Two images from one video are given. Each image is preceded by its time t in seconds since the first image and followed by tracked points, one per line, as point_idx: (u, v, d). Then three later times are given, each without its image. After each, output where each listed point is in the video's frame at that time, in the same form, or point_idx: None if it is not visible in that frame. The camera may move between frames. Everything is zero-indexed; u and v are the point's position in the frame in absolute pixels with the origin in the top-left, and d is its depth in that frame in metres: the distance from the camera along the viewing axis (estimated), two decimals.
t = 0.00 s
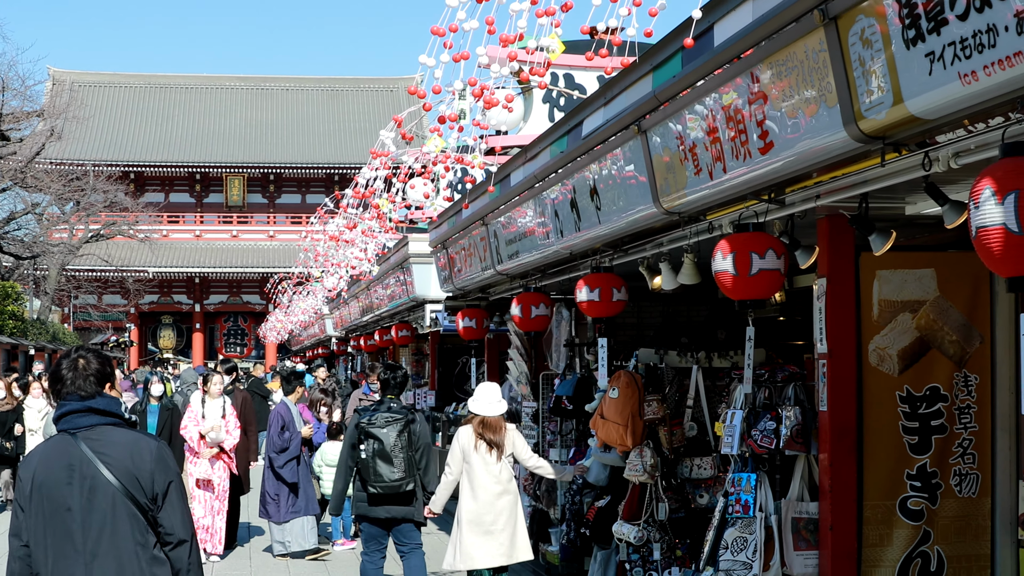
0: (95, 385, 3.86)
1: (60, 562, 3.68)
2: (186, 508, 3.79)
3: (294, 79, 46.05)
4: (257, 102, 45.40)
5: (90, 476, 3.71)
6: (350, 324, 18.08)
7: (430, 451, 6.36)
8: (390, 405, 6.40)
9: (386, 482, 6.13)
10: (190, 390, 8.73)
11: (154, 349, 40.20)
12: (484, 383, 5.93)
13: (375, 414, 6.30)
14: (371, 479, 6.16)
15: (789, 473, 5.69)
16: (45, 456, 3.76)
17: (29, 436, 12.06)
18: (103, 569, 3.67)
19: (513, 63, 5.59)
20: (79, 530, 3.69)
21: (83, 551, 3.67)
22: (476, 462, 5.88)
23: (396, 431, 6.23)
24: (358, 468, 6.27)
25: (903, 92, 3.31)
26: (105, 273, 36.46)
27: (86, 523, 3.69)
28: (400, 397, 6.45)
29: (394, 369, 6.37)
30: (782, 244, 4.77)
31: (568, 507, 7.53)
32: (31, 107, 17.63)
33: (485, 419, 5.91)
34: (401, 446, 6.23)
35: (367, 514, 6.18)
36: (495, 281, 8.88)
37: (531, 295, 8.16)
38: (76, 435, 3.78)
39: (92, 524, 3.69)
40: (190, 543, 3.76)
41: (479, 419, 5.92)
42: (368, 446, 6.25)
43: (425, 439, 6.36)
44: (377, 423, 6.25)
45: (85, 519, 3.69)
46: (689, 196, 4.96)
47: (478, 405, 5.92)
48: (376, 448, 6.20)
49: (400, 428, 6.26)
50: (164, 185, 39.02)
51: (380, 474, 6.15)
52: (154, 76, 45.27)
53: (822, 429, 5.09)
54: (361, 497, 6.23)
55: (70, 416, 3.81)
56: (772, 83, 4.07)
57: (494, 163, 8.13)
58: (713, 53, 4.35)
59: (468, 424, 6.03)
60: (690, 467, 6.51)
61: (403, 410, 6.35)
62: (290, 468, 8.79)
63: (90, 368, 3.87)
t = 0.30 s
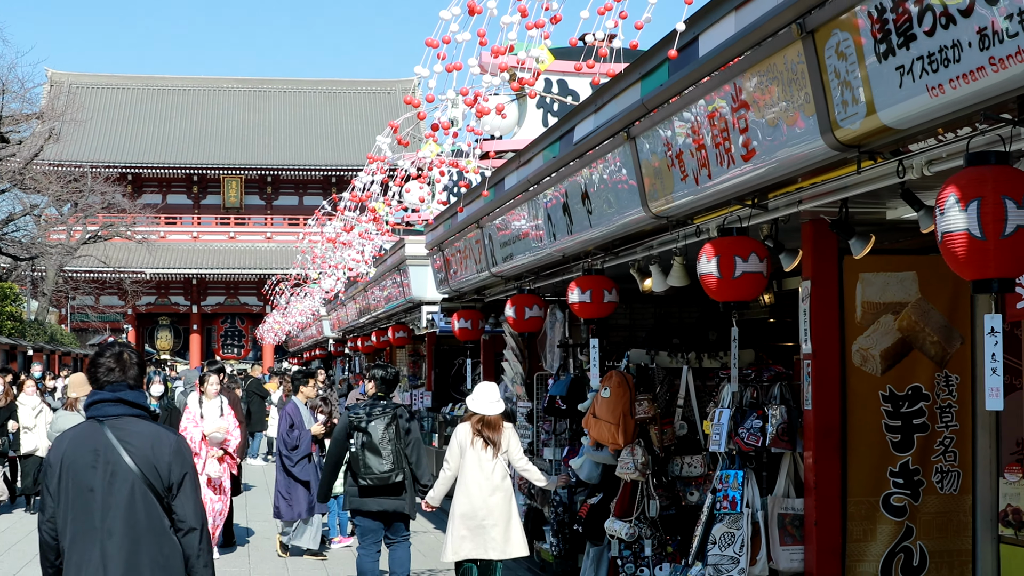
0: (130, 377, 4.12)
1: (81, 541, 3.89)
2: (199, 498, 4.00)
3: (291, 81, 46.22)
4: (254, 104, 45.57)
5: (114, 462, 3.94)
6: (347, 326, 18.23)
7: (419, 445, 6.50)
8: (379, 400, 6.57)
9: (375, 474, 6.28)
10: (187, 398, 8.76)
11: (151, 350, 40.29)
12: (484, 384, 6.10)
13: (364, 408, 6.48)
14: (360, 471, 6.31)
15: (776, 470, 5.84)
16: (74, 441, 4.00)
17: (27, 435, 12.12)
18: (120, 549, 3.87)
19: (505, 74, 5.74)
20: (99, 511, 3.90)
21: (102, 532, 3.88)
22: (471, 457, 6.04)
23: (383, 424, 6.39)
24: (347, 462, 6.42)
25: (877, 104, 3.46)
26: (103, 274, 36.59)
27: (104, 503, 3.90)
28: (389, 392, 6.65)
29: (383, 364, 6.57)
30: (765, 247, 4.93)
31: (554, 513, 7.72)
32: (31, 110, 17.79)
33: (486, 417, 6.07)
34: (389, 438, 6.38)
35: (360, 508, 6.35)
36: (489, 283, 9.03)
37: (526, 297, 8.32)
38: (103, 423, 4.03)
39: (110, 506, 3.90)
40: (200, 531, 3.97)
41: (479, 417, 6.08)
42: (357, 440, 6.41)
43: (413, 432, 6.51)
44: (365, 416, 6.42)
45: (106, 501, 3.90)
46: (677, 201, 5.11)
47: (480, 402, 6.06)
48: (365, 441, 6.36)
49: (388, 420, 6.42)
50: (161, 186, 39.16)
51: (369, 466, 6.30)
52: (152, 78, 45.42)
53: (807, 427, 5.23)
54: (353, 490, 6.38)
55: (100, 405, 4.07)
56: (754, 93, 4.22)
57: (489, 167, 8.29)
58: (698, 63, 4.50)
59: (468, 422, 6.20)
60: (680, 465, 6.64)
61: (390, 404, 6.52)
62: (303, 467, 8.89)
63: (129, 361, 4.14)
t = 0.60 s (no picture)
0: (170, 377, 4.53)
1: (122, 520, 4.21)
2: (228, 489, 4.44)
3: (288, 81, 46.32)
4: (252, 103, 45.67)
5: (156, 450, 4.31)
6: (344, 325, 18.37)
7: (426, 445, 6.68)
8: (388, 401, 6.69)
9: (384, 474, 6.44)
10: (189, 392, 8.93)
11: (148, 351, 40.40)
12: (474, 385, 6.26)
13: (373, 409, 6.60)
14: (370, 471, 6.46)
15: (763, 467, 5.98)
16: (116, 430, 4.35)
17: (24, 435, 12.25)
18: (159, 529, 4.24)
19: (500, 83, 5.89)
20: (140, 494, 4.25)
21: (143, 512, 4.23)
22: (464, 456, 6.19)
23: (393, 426, 6.53)
24: (357, 461, 6.56)
25: (855, 114, 3.62)
26: (101, 274, 36.72)
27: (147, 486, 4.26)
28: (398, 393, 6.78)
29: (392, 366, 6.69)
30: (751, 250, 5.09)
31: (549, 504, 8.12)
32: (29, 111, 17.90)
33: (476, 417, 6.22)
34: (398, 439, 6.53)
35: (367, 506, 6.52)
36: (486, 283, 9.18)
37: (521, 297, 8.48)
38: (144, 417, 4.42)
39: (151, 489, 4.26)
40: (226, 518, 4.40)
41: (470, 417, 6.23)
42: (367, 440, 6.54)
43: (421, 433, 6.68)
44: (376, 417, 6.54)
45: (147, 485, 4.26)
46: (668, 205, 5.27)
47: (468, 403, 6.22)
48: (375, 442, 6.51)
49: (398, 422, 6.56)
50: (159, 186, 39.28)
51: (378, 466, 6.45)
52: (149, 78, 45.49)
53: (794, 424, 5.42)
54: (361, 486, 6.53)
55: (140, 401, 4.46)
56: (740, 103, 4.38)
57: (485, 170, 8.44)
58: (687, 73, 4.66)
59: (459, 422, 6.34)
60: (672, 462, 6.82)
61: (399, 406, 6.65)
62: (298, 465, 8.93)
63: (168, 362, 4.55)
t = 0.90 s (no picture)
0: (175, 378, 5.05)
1: (150, 509, 4.74)
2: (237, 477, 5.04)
3: (285, 81, 46.46)
4: (249, 104, 45.80)
5: (174, 444, 4.85)
6: (342, 325, 18.54)
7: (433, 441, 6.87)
8: (396, 400, 6.84)
9: (392, 472, 6.62)
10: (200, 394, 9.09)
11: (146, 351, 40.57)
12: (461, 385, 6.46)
13: (382, 409, 6.76)
14: (378, 469, 6.64)
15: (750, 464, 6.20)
16: (135, 431, 4.86)
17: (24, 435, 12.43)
18: (187, 513, 4.80)
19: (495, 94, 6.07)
20: (164, 484, 4.78)
21: (168, 502, 4.76)
22: (454, 454, 6.39)
23: (401, 426, 6.69)
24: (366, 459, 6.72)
25: (832, 127, 3.80)
26: (99, 275, 36.89)
27: (170, 477, 4.79)
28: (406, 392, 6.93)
29: (399, 366, 6.85)
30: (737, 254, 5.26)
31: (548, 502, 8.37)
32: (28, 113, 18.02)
33: (465, 416, 6.44)
34: (406, 438, 6.70)
35: (376, 500, 6.73)
36: (482, 285, 9.35)
37: (516, 299, 8.69)
38: (160, 416, 4.93)
39: (174, 480, 4.80)
40: (237, 501, 5.02)
41: (458, 416, 6.44)
42: (375, 439, 6.71)
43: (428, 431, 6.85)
44: (384, 418, 6.70)
45: (170, 476, 4.80)
46: (657, 211, 5.45)
47: (451, 403, 6.42)
48: (383, 441, 6.66)
49: (406, 421, 6.72)
50: (157, 187, 39.41)
51: (386, 464, 6.62)
52: (146, 79, 45.61)
53: (780, 422, 5.61)
54: (370, 484, 6.74)
55: (152, 403, 4.97)
56: (725, 114, 4.57)
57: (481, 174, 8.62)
58: (675, 84, 4.84)
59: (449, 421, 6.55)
60: (663, 460, 7.01)
61: (406, 405, 6.81)
62: (300, 465, 9.16)
63: (172, 365, 5.05)
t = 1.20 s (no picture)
0: (170, 370, 5.30)
1: (148, 497, 5.08)
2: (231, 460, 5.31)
3: (285, 83, 46.63)
4: (249, 106, 45.98)
5: (169, 437, 5.14)
6: (341, 326, 18.70)
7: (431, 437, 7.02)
8: (395, 398, 7.00)
9: (386, 467, 6.79)
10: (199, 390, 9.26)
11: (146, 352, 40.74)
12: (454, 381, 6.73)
13: (377, 405, 6.92)
14: (373, 464, 6.82)
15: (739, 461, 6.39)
16: (134, 423, 5.16)
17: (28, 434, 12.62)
18: (183, 499, 5.11)
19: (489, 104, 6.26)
20: (161, 474, 5.10)
21: (163, 490, 5.09)
22: (447, 448, 6.66)
23: (395, 422, 6.84)
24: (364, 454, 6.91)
25: (810, 137, 3.98)
26: (99, 276, 37.07)
27: (165, 467, 5.11)
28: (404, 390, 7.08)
29: (399, 365, 7.01)
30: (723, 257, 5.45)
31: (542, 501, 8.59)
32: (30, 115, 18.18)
33: (457, 411, 6.71)
34: (400, 434, 6.85)
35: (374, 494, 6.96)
36: (479, 286, 9.53)
37: (512, 300, 8.89)
38: (156, 408, 5.21)
39: (169, 469, 5.11)
40: (232, 482, 5.30)
41: (451, 412, 6.71)
42: (371, 435, 6.89)
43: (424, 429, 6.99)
44: (378, 414, 6.86)
45: (166, 466, 5.11)
46: (646, 215, 5.63)
47: (445, 399, 6.68)
48: (377, 436, 6.84)
49: (400, 418, 6.87)
50: (157, 188, 39.56)
51: (380, 459, 6.80)
52: (146, 81, 45.78)
53: (768, 419, 5.77)
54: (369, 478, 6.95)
55: (149, 395, 5.24)
56: (710, 123, 4.75)
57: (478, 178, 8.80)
58: (663, 93, 5.02)
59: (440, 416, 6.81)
60: (655, 458, 7.09)
61: (402, 403, 6.95)
62: (299, 458, 9.36)
63: (167, 359, 5.30)
